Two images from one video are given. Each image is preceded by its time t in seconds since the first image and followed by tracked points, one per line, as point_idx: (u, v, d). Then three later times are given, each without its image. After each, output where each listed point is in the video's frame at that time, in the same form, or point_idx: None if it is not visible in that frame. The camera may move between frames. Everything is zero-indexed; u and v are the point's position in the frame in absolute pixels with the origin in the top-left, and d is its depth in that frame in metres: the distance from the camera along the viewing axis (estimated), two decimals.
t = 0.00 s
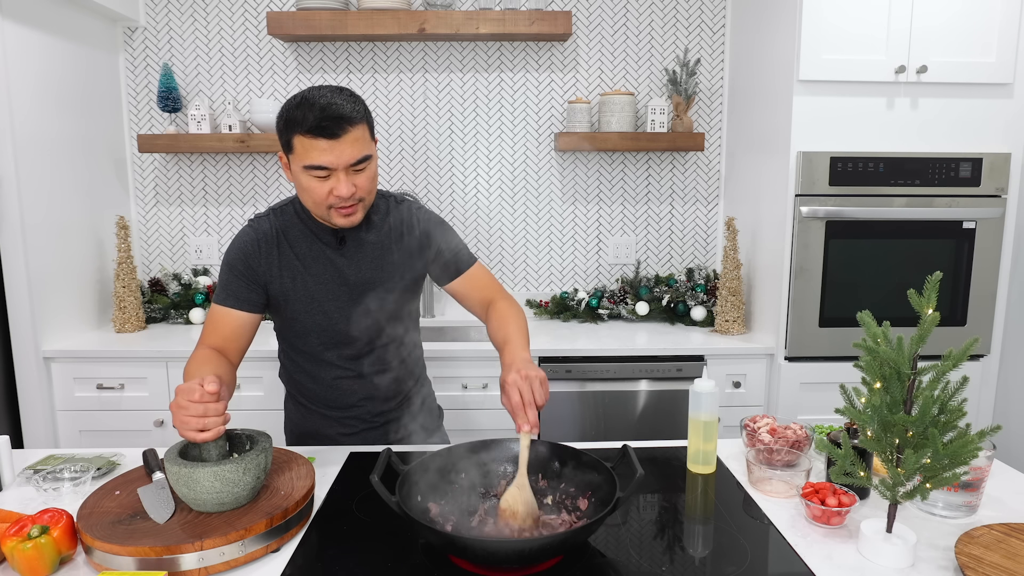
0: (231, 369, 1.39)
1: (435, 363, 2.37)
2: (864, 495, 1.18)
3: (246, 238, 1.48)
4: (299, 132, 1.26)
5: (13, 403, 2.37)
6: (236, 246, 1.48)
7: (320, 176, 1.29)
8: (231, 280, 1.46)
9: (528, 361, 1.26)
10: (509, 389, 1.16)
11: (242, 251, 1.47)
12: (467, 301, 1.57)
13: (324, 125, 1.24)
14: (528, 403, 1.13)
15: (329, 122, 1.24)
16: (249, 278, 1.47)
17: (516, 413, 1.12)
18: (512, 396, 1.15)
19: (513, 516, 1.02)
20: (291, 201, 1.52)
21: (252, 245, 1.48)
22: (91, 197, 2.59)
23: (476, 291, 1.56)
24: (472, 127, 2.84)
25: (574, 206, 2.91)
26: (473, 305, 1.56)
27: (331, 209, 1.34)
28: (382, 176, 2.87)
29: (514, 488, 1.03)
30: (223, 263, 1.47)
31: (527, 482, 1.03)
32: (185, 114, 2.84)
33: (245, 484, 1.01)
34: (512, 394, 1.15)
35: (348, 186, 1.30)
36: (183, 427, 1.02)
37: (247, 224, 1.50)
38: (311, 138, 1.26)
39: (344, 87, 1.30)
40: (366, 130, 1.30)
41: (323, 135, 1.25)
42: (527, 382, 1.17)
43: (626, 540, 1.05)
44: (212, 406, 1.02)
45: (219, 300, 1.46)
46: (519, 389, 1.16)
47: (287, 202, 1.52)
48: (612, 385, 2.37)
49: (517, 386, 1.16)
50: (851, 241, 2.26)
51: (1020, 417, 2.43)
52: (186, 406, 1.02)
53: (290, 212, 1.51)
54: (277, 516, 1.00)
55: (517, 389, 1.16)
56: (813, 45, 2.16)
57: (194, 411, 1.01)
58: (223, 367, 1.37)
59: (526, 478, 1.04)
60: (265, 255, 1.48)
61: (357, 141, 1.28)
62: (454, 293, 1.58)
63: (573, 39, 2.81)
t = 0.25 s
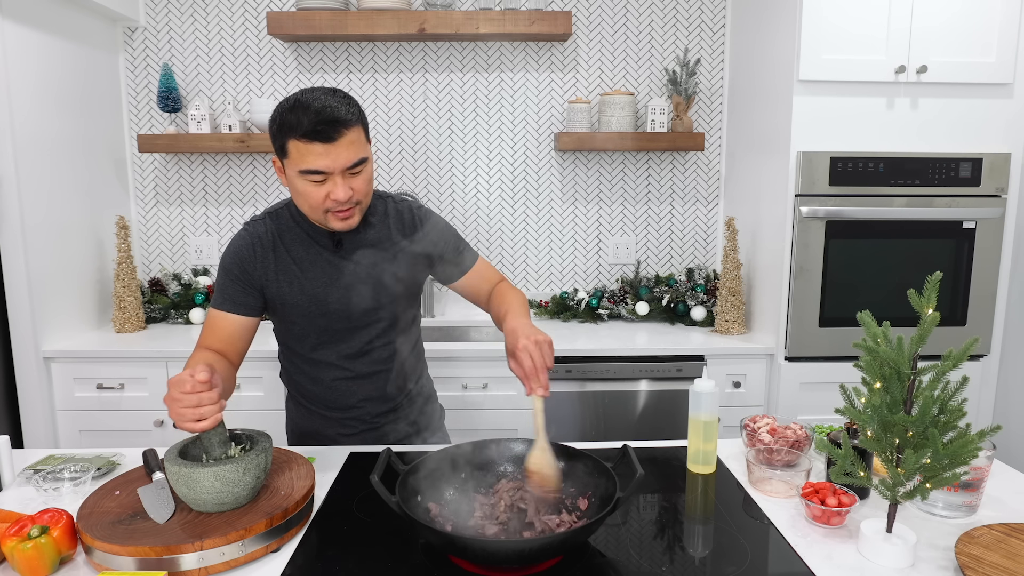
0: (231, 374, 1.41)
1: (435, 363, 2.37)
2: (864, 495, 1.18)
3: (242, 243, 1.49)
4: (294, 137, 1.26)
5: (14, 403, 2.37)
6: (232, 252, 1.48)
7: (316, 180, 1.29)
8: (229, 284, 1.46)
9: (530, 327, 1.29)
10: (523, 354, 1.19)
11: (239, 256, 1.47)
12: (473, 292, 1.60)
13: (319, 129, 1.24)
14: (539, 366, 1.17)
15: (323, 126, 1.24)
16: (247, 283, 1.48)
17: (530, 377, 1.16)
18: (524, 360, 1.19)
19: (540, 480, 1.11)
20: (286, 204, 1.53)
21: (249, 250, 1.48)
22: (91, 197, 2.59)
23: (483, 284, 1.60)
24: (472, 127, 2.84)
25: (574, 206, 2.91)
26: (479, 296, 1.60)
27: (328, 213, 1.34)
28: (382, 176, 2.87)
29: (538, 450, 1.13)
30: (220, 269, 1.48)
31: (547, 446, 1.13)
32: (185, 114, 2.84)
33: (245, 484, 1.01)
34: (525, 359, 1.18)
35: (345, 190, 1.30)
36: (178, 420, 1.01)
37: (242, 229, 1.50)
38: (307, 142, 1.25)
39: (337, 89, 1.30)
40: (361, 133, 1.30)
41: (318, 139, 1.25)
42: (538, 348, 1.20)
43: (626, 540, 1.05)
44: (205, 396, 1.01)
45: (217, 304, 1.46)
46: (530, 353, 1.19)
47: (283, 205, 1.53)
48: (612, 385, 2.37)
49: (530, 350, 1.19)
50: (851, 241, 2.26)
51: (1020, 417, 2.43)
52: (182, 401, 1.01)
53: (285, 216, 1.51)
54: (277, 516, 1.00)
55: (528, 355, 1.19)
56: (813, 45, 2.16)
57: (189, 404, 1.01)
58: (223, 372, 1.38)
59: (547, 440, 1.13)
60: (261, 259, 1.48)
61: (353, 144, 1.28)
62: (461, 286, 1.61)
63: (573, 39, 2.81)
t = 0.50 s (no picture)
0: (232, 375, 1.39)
1: (435, 363, 2.37)
2: (864, 495, 1.18)
3: (245, 243, 1.48)
4: (303, 139, 1.26)
5: (13, 403, 2.37)
6: (234, 251, 1.47)
7: (323, 183, 1.29)
8: (231, 285, 1.45)
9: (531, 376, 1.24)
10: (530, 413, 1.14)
11: (242, 256, 1.47)
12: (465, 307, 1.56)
13: (328, 132, 1.24)
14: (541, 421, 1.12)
15: (332, 129, 1.24)
16: (249, 282, 1.47)
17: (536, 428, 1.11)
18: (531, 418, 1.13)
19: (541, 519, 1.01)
20: (290, 205, 1.52)
21: (252, 250, 1.48)
22: (91, 197, 2.59)
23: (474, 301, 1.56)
24: (472, 127, 2.84)
25: (574, 206, 2.91)
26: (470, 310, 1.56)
27: (333, 216, 1.34)
28: (382, 176, 2.87)
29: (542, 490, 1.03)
30: (221, 268, 1.47)
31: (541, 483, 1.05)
32: (185, 114, 2.84)
33: (245, 484, 1.01)
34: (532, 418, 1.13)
35: (352, 194, 1.30)
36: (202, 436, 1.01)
37: (244, 228, 1.50)
38: (315, 144, 1.25)
39: (345, 92, 1.30)
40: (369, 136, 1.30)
41: (326, 142, 1.25)
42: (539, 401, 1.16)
43: (626, 541, 1.05)
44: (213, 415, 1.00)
45: (219, 305, 1.45)
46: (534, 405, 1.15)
47: (286, 206, 1.52)
48: (612, 385, 2.37)
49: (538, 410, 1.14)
50: (851, 241, 2.26)
51: (1020, 417, 2.43)
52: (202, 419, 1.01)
53: (289, 216, 1.51)
54: (277, 516, 1.00)
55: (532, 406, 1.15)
56: (813, 45, 2.16)
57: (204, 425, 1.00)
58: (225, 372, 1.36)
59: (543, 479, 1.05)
60: (264, 259, 1.48)
61: (361, 147, 1.28)
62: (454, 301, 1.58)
63: (573, 39, 2.81)
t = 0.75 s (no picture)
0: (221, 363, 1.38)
1: (435, 363, 2.37)
2: (864, 495, 1.18)
3: (247, 235, 1.48)
4: (309, 133, 1.26)
5: (13, 403, 2.37)
6: (237, 242, 1.47)
7: (327, 178, 1.29)
8: (229, 275, 1.45)
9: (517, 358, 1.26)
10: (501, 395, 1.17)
11: (243, 247, 1.47)
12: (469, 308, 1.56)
13: (335, 127, 1.24)
14: (512, 400, 1.15)
15: (339, 124, 1.24)
16: (250, 275, 1.47)
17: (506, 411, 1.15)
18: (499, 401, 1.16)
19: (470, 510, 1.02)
20: (294, 200, 1.52)
21: (254, 242, 1.48)
22: (91, 197, 2.59)
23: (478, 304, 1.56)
24: (472, 127, 2.84)
25: (574, 206, 2.91)
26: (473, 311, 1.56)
27: (335, 211, 1.33)
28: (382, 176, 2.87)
29: (477, 483, 1.04)
30: (222, 257, 1.47)
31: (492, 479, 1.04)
32: (185, 114, 2.84)
33: (245, 484, 1.01)
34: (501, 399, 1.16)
35: (355, 189, 1.30)
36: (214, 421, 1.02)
37: (249, 221, 1.50)
38: (321, 139, 1.25)
39: (353, 89, 1.30)
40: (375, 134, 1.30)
41: (332, 137, 1.25)
42: (516, 379, 1.18)
43: (626, 541, 1.05)
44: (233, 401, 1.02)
45: (213, 292, 1.44)
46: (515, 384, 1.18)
47: (290, 201, 1.52)
48: (612, 385, 2.37)
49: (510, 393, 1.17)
50: (851, 241, 2.26)
51: (1020, 417, 2.43)
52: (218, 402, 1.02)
53: (294, 211, 1.51)
54: (277, 516, 1.00)
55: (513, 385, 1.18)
56: (813, 45, 2.16)
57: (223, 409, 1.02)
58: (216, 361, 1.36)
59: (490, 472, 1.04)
60: (266, 253, 1.48)
61: (366, 144, 1.28)
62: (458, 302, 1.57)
63: (573, 39, 2.81)
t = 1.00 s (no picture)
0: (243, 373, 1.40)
1: (435, 363, 2.37)
2: (864, 495, 1.18)
3: (249, 239, 1.48)
4: (311, 130, 1.26)
5: (13, 403, 2.37)
6: (239, 248, 1.47)
7: (328, 175, 1.29)
8: (236, 281, 1.46)
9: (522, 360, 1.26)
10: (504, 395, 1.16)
11: (246, 252, 1.47)
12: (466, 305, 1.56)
13: (337, 125, 1.25)
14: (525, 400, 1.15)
15: (342, 122, 1.24)
16: (253, 280, 1.47)
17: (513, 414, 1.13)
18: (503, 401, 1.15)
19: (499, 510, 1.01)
20: (294, 202, 1.52)
21: (256, 247, 1.48)
22: (91, 197, 2.59)
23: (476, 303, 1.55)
24: (472, 127, 2.84)
25: (574, 206, 2.91)
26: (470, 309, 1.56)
27: (336, 209, 1.33)
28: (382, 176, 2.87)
29: (503, 480, 1.02)
30: (228, 266, 1.47)
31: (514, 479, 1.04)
32: (185, 114, 2.84)
33: (245, 484, 1.01)
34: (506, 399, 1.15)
35: (356, 187, 1.30)
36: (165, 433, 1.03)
37: (249, 225, 1.50)
38: (322, 136, 1.25)
39: (355, 89, 1.30)
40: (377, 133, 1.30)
41: (334, 134, 1.25)
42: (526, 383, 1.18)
43: (626, 540, 1.05)
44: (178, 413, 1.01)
45: (228, 303, 1.45)
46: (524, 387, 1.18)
47: (290, 203, 1.52)
48: (612, 385, 2.37)
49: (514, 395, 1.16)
50: (851, 241, 2.26)
51: (1020, 417, 2.43)
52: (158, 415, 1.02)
53: (293, 213, 1.51)
54: (277, 516, 1.00)
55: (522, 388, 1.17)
56: (813, 45, 2.16)
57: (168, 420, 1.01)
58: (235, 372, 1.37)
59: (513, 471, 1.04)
60: (268, 257, 1.48)
61: (368, 142, 1.28)
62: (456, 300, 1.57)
63: (573, 39, 2.81)
